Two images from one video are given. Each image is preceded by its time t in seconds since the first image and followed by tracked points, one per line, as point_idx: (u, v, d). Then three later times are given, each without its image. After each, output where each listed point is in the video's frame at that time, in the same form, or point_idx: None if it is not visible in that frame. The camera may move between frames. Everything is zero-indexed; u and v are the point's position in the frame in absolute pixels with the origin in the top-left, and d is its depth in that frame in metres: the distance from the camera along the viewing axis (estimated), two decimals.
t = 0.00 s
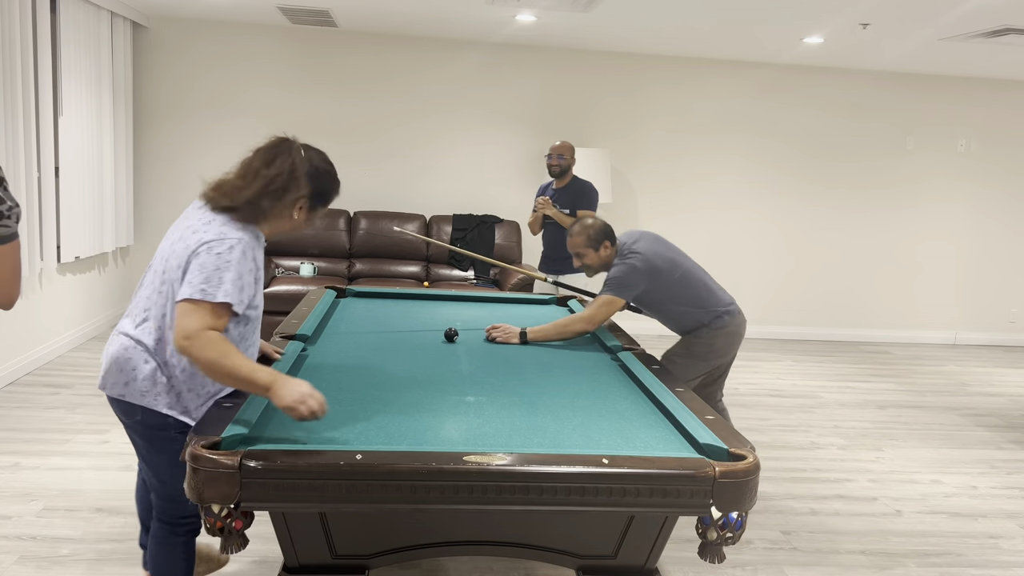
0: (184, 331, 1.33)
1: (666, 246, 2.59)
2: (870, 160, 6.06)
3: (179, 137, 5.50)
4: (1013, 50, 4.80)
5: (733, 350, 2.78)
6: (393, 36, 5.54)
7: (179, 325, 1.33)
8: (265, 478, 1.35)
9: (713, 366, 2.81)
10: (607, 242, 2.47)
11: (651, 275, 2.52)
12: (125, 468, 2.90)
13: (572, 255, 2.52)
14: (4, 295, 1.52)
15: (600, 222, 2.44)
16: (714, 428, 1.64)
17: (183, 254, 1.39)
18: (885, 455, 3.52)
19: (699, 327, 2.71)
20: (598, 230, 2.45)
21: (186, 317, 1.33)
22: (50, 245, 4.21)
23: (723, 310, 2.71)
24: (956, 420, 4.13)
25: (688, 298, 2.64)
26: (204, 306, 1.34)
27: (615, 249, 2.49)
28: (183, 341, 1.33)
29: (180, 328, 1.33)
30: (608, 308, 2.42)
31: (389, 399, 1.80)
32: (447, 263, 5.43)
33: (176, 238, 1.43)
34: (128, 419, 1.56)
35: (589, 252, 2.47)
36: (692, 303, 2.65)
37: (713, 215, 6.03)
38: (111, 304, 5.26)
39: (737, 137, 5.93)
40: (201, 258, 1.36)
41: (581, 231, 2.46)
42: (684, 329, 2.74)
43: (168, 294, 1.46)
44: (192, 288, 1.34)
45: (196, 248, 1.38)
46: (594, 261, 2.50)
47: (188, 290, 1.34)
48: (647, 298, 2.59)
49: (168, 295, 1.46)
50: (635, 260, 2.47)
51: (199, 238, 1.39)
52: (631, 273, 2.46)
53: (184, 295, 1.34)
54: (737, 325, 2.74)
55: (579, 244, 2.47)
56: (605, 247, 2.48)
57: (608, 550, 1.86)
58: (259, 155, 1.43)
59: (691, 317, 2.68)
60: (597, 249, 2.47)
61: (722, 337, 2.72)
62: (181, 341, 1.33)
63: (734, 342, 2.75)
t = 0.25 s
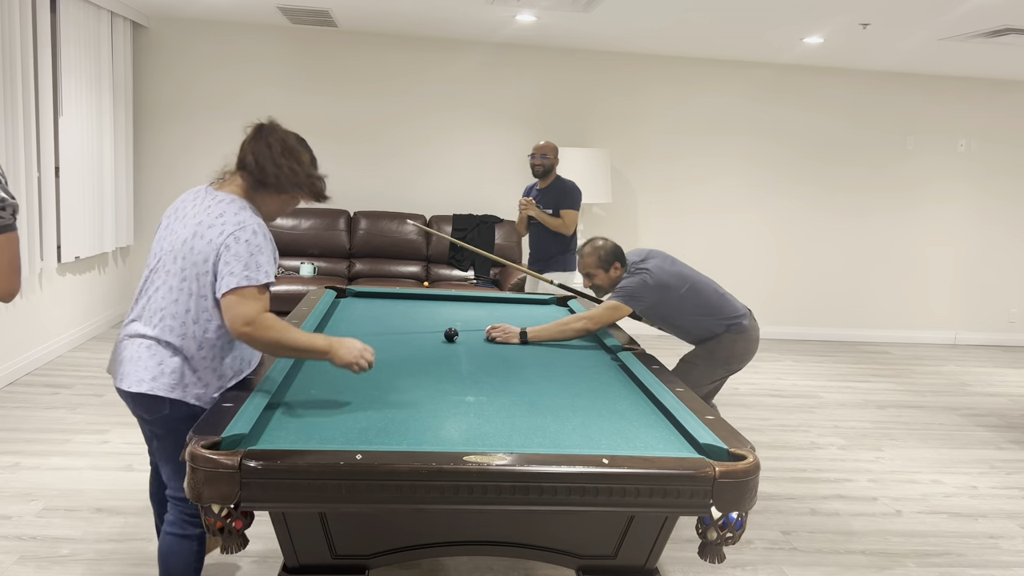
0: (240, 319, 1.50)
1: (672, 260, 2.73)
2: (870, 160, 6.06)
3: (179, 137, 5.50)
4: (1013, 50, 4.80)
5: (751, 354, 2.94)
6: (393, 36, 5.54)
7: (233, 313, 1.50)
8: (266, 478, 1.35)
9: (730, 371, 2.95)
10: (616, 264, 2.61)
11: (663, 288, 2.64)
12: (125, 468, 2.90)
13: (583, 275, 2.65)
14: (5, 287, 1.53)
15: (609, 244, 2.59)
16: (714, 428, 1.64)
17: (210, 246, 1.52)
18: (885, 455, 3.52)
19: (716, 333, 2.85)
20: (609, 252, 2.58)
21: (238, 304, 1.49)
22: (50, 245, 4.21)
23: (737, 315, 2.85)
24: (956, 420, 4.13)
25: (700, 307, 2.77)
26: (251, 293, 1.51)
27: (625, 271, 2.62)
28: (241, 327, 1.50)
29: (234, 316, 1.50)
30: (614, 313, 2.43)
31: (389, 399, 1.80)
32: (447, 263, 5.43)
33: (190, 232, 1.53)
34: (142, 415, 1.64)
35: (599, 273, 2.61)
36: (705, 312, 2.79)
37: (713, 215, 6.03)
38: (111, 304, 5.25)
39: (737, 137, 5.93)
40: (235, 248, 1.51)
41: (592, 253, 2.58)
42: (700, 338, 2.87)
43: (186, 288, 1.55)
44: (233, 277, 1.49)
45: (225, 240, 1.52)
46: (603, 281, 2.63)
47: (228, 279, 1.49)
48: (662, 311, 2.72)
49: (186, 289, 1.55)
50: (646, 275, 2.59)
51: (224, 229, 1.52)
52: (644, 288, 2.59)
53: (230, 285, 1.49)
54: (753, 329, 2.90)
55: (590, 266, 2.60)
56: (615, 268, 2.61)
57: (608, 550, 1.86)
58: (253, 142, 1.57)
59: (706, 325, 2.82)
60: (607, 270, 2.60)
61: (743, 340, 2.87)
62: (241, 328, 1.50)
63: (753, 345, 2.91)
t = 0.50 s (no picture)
0: (250, 308, 1.67)
1: (673, 271, 2.72)
2: (870, 160, 6.06)
3: (178, 137, 5.50)
4: (1013, 50, 4.80)
5: (753, 363, 2.94)
6: (393, 36, 5.54)
7: (246, 304, 1.67)
8: (266, 478, 1.35)
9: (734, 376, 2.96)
10: (618, 277, 2.65)
11: (667, 299, 2.63)
12: (125, 468, 2.90)
13: (585, 287, 2.68)
14: None
15: (612, 257, 2.63)
16: (714, 429, 1.64)
17: (216, 241, 1.68)
18: (885, 455, 3.52)
19: (719, 341, 2.85)
20: (611, 264, 2.62)
21: (248, 294, 1.67)
22: (50, 245, 4.21)
23: (739, 324, 2.86)
24: (956, 420, 4.13)
25: (702, 317, 2.77)
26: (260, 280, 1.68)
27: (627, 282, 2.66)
28: (253, 315, 1.68)
29: (245, 306, 1.67)
30: (615, 320, 2.47)
31: (389, 399, 1.80)
32: (447, 263, 5.43)
33: (193, 229, 1.69)
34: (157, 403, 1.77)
35: (602, 285, 2.64)
36: (707, 321, 2.79)
37: (713, 215, 6.03)
38: (111, 305, 5.25)
39: (737, 137, 5.93)
40: (242, 241, 1.68)
41: (594, 266, 2.61)
42: (702, 347, 2.87)
43: (196, 281, 1.70)
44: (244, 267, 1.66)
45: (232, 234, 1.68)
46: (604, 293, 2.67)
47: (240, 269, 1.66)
48: (666, 321, 2.71)
49: (196, 282, 1.70)
50: (650, 285, 2.58)
51: (230, 225, 1.69)
52: (649, 299, 2.57)
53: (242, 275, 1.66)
54: (756, 336, 2.91)
55: (592, 278, 2.63)
56: (616, 281, 2.65)
57: (608, 550, 1.86)
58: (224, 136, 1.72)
59: (708, 333, 2.82)
60: (609, 282, 2.64)
61: (746, 347, 2.88)
62: (253, 315, 1.68)
63: (756, 353, 2.92)
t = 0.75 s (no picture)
0: (267, 293, 1.85)
1: (676, 274, 2.72)
2: (870, 160, 6.06)
3: (178, 138, 5.49)
4: (1013, 50, 4.80)
5: (755, 364, 2.94)
6: (393, 36, 5.54)
7: (263, 290, 1.84)
8: (266, 478, 1.35)
9: (735, 377, 2.96)
10: (621, 280, 2.64)
11: (670, 302, 2.63)
12: (125, 468, 2.90)
13: (587, 290, 2.67)
14: None
15: (614, 259, 2.63)
16: (714, 429, 1.64)
17: (225, 229, 1.83)
18: (885, 454, 3.52)
19: (722, 343, 2.85)
20: (613, 267, 2.62)
21: (263, 280, 1.83)
22: (49, 245, 4.22)
23: (742, 326, 2.86)
24: (956, 419, 4.13)
25: (705, 319, 2.77)
26: (270, 266, 1.84)
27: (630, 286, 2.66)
28: (270, 300, 1.86)
29: (261, 292, 1.84)
30: (617, 323, 2.46)
31: (389, 399, 1.80)
32: (447, 262, 5.43)
33: (201, 216, 1.84)
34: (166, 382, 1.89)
35: (604, 288, 2.64)
36: (710, 323, 2.79)
37: (713, 215, 6.03)
38: (111, 305, 5.25)
39: (737, 137, 5.93)
40: (250, 230, 1.83)
41: (596, 268, 2.61)
42: (705, 349, 2.87)
43: (205, 266, 1.85)
44: (253, 254, 1.81)
45: (240, 223, 1.83)
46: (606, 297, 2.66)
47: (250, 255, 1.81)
48: (669, 324, 2.71)
49: (205, 267, 1.85)
50: (652, 288, 2.58)
51: (237, 214, 1.84)
52: (651, 302, 2.58)
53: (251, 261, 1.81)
54: (759, 338, 2.90)
55: (595, 281, 2.63)
56: (619, 284, 2.65)
57: (608, 550, 1.86)
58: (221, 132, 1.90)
59: (711, 336, 2.82)
60: (611, 285, 2.63)
61: (749, 350, 2.88)
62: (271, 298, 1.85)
63: (758, 355, 2.92)
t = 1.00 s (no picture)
0: (279, 285, 1.88)
1: (679, 276, 2.73)
2: (870, 159, 6.06)
3: (178, 138, 5.50)
4: (1013, 50, 4.80)
5: (758, 366, 2.97)
6: (393, 36, 5.53)
7: (274, 281, 1.87)
8: (266, 478, 1.35)
9: (736, 379, 3.00)
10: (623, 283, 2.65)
11: (671, 304, 2.65)
12: (125, 468, 2.90)
13: (588, 293, 2.68)
14: None
15: (616, 263, 2.63)
16: (714, 429, 1.64)
17: (234, 225, 1.88)
18: (885, 455, 3.52)
19: (723, 345, 2.87)
20: (615, 271, 2.62)
21: (275, 272, 1.87)
22: (50, 245, 4.22)
23: (744, 329, 2.87)
24: (956, 420, 4.13)
25: (707, 322, 2.78)
26: (278, 260, 1.87)
27: (631, 289, 2.67)
28: (281, 291, 1.89)
29: (271, 283, 1.88)
30: (617, 324, 2.48)
31: (389, 399, 1.80)
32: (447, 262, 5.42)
33: (212, 211, 1.90)
34: (172, 373, 1.94)
35: (605, 291, 2.65)
36: (711, 326, 2.80)
37: (713, 214, 6.03)
38: (111, 305, 5.25)
39: (737, 136, 5.93)
40: (258, 225, 1.88)
41: (598, 271, 2.62)
42: (707, 350, 2.89)
43: (214, 260, 1.90)
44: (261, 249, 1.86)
45: (249, 218, 1.88)
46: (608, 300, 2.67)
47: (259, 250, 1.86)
48: (670, 326, 2.72)
49: (213, 261, 1.90)
50: (653, 290, 2.60)
51: (247, 210, 1.89)
52: (652, 304, 2.59)
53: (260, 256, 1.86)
54: (762, 341, 2.92)
55: (597, 284, 2.64)
56: (621, 287, 2.65)
57: (608, 550, 1.85)
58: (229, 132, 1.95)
59: (712, 337, 2.83)
60: (613, 288, 2.64)
61: (750, 353, 2.90)
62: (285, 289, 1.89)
63: (760, 358, 2.94)
